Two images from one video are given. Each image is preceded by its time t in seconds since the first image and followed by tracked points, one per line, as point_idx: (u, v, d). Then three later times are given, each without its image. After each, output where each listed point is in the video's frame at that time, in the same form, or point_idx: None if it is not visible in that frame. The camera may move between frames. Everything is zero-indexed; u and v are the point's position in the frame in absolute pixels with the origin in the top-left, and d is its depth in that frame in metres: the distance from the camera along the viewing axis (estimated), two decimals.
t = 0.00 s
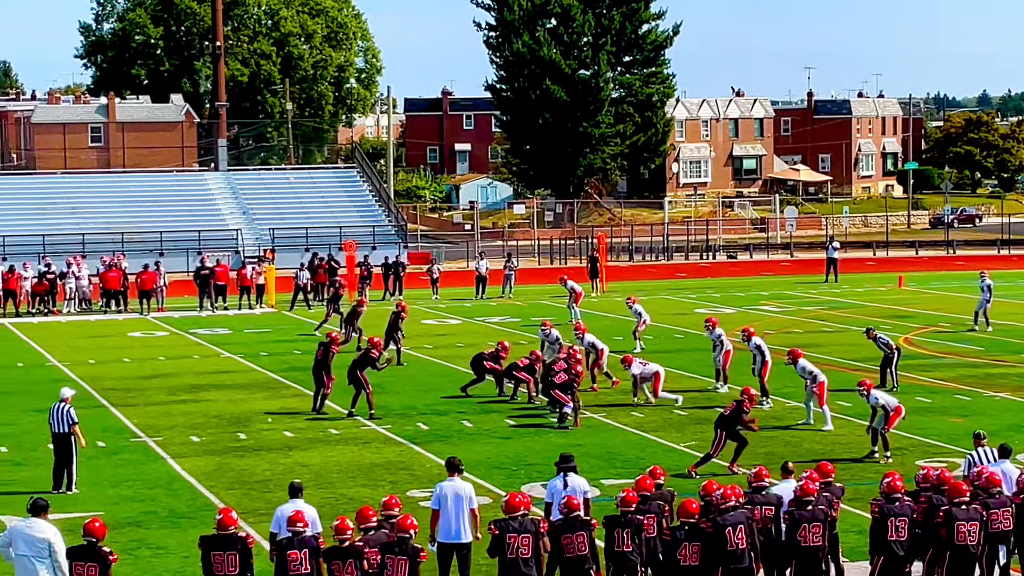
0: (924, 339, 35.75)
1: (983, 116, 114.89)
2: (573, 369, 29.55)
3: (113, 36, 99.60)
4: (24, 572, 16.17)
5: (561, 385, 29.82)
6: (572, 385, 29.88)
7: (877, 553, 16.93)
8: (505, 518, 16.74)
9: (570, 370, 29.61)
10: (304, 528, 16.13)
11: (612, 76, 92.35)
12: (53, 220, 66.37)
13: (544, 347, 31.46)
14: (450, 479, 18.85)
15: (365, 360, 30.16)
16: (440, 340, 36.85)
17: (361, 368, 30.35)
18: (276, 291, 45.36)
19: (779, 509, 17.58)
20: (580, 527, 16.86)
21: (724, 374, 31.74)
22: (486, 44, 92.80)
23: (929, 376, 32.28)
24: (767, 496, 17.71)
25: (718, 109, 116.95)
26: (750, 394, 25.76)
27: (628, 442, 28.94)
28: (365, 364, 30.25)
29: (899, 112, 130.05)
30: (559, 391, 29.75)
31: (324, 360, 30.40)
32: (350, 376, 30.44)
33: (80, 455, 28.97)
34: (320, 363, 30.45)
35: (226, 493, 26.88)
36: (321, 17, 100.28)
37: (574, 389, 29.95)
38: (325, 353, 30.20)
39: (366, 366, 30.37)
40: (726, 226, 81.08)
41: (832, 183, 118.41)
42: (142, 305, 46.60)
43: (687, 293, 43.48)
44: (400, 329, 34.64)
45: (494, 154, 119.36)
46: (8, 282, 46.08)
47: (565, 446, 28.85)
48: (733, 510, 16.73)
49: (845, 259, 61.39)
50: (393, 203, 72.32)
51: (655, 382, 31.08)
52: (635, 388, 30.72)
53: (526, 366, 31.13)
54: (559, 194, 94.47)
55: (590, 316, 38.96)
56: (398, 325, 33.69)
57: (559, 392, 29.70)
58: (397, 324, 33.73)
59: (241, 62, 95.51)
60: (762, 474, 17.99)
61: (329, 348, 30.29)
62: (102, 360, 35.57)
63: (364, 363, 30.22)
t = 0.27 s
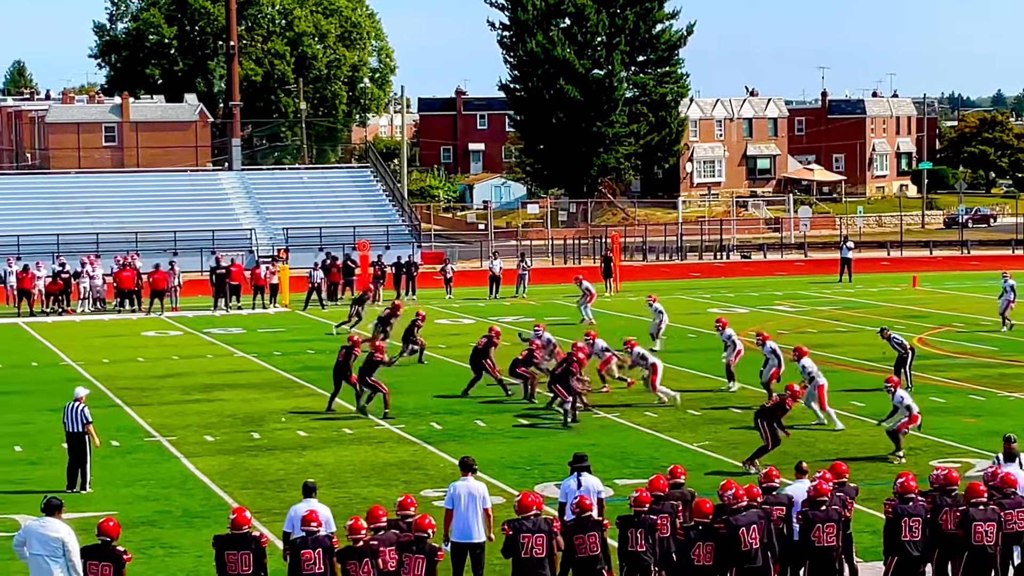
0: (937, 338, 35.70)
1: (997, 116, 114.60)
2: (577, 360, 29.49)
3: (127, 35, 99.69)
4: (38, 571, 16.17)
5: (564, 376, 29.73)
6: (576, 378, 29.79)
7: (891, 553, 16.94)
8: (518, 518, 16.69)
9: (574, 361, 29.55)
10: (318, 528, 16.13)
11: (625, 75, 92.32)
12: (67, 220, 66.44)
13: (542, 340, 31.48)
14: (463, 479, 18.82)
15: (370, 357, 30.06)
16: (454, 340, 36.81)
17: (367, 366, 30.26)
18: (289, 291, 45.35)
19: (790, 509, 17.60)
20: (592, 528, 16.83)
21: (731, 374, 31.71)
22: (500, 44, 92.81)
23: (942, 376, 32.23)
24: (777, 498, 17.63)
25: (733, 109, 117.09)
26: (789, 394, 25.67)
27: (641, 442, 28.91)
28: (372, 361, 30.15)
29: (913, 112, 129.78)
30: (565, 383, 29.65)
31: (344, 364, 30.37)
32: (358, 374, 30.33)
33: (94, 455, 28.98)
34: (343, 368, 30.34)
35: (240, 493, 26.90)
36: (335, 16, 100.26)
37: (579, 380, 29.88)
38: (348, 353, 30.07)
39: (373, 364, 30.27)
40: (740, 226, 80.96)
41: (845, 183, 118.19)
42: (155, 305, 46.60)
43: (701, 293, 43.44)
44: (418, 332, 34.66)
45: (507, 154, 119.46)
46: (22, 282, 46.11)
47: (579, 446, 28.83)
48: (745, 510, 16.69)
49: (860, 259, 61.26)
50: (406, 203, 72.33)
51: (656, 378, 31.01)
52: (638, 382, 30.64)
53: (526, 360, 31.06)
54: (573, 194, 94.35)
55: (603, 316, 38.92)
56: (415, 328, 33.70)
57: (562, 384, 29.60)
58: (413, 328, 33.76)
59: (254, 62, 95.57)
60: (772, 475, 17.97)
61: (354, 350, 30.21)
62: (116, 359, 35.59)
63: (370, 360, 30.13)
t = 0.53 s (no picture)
0: (956, 338, 35.63)
1: (1015, 116, 114.29)
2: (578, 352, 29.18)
3: (145, 35, 99.92)
4: (57, 570, 16.21)
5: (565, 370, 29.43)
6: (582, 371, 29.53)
7: (910, 553, 16.88)
8: (533, 517, 16.70)
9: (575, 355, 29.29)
10: (336, 526, 16.15)
11: (643, 75, 92.28)
12: (86, 219, 66.55)
13: (533, 336, 31.32)
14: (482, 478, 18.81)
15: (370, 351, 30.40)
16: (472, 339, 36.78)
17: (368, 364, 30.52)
18: (307, 290, 45.39)
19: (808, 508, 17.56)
20: (609, 527, 16.77)
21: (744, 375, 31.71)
22: (518, 43, 92.91)
23: (961, 376, 32.17)
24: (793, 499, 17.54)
25: (750, 108, 116.39)
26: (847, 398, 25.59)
27: (659, 441, 28.89)
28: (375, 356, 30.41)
29: (931, 111, 129.49)
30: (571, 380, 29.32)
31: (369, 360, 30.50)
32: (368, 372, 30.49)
33: (113, 453, 29.05)
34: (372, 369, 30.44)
35: (258, 492, 26.94)
36: (353, 16, 100.33)
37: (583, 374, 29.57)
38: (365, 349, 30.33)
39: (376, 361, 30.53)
40: (758, 226, 80.86)
41: (864, 182, 117.97)
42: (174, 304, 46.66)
43: (718, 293, 43.41)
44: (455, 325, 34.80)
45: (525, 153, 119.60)
46: (40, 280, 46.25)
47: (597, 446, 28.80)
48: (762, 511, 16.70)
49: (877, 258, 61.14)
50: (423, 202, 72.39)
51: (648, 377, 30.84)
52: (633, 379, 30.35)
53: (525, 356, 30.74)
54: (591, 193, 94.32)
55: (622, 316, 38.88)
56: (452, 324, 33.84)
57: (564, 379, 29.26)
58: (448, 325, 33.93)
59: (273, 62, 95.70)
60: (787, 475, 17.92)
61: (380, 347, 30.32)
62: (134, 359, 35.67)
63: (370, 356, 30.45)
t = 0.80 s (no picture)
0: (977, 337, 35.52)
1: None
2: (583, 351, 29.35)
3: (166, 33, 100.13)
4: (77, 567, 16.21)
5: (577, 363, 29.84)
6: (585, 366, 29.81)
7: (930, 553, 16.80)
8: (549, 516, 16.54)
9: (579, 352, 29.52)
10: (356, 525, 16.11)
11: (663, 73, 92.25)
12: (107, 217, 66.67)
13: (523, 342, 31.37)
14: (501, 477, 18.80)
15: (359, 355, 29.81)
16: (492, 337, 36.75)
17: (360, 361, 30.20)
18: (327, 288, 45.43)
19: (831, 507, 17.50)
20: (630, 526, 16.70)
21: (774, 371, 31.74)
22: (538, 41, 92.91)
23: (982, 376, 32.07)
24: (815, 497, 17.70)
25: (770, 107, 117.20)
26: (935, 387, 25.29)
27: (679, 440, 28.89)
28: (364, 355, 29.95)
29: (953, 110, 129.06)
30: (572, 377, 29.86)
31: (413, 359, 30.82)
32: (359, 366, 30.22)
33: (133, 451, 29.11)
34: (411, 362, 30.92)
35: (278, 490, 26.97)
36: (373, 14, 100.29)
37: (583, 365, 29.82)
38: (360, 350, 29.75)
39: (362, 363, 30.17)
40: (778, 224, 80.67)
41: (884, 181, 117.64)
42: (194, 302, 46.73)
43: (739, 291, 43.34)
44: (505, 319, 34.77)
45: (545, 152, 119.69)
46: (61, 278, 46.36)
47: (617, 444, 28.80)
48: (784, 510, 16.63)
49: (897, 257, 60.93)
50: (443, 200, 72.42)
51: (646, 383, 30.91)
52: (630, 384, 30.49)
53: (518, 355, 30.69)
54: (611, 191, 94.20)
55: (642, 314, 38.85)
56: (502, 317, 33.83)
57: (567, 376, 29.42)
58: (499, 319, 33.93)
59: (293, 60, 95.81)
60: (807, 474, 17.81)
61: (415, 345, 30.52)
62: (155, 356, 35.73)
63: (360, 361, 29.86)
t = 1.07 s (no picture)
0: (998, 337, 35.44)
1: None
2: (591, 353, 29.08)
3: (187, 31, 100.49)
4: (98, 564, 16.15)
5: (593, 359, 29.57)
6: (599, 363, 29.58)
7: (952, 553, 16.77)
8: (565, 516, 16.59)
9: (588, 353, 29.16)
10: (376, 523, 16.11)
11: (683, 71, 92.24)
12: (127, 216, 66.77)
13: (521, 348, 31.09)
14: (521, 476, 18.80)
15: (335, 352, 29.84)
16: (512, 336, 36.72)
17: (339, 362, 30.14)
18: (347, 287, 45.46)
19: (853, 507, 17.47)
20: (652, 526, 16.67)
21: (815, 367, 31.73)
22: (558, 40, 92.97)
23: (1003, 375, 31.99)
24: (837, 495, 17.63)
25: (791, 106, 117.23)
26: None
27: (699, 439, 28.88)
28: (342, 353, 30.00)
29: (973, 109, 128.82)
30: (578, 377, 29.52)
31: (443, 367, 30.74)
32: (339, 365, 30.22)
33: (154, 449, 29.15)
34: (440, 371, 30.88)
35: (298, 488, 26.99)
36: (394, 12, 100.31)
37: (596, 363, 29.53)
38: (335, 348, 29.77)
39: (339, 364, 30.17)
40: (799, 222, 80.62)
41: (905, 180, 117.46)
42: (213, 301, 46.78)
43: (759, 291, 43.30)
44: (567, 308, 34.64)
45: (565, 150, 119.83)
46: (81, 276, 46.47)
47: (638, 443, 28.78)
48: (805, 510, 16.61)
49: (919, 256, 60.80)
50: (463, 199, 72.44)
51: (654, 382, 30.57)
52: (639, 386, 30.34)
53: (517, 358, 30.55)
54: (631, 190, 94.17)
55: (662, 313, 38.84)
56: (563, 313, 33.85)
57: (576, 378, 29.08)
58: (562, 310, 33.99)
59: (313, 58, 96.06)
60: (830, 473, 17.77)
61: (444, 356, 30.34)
62: (175, 355, 35.78)
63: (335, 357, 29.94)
